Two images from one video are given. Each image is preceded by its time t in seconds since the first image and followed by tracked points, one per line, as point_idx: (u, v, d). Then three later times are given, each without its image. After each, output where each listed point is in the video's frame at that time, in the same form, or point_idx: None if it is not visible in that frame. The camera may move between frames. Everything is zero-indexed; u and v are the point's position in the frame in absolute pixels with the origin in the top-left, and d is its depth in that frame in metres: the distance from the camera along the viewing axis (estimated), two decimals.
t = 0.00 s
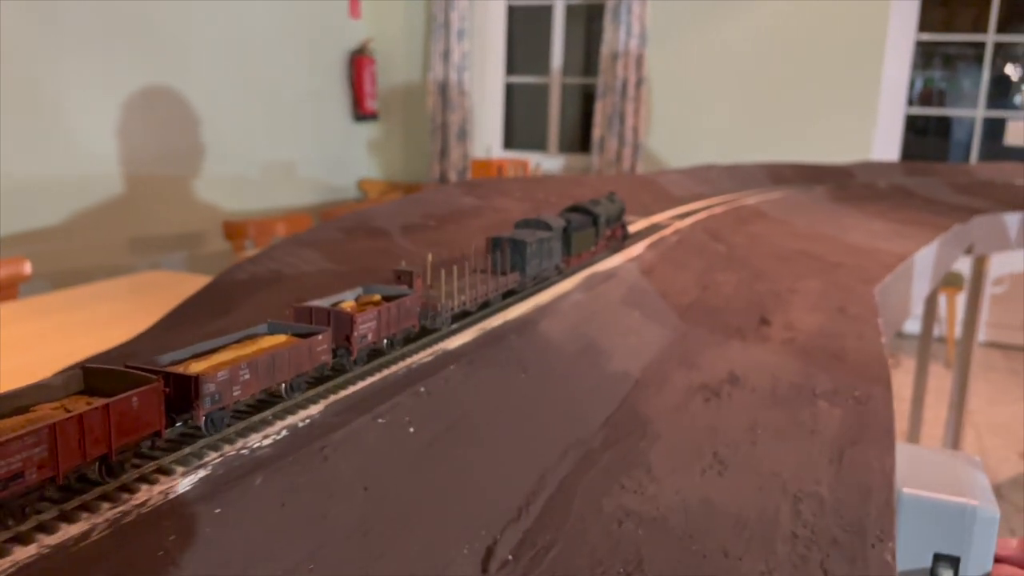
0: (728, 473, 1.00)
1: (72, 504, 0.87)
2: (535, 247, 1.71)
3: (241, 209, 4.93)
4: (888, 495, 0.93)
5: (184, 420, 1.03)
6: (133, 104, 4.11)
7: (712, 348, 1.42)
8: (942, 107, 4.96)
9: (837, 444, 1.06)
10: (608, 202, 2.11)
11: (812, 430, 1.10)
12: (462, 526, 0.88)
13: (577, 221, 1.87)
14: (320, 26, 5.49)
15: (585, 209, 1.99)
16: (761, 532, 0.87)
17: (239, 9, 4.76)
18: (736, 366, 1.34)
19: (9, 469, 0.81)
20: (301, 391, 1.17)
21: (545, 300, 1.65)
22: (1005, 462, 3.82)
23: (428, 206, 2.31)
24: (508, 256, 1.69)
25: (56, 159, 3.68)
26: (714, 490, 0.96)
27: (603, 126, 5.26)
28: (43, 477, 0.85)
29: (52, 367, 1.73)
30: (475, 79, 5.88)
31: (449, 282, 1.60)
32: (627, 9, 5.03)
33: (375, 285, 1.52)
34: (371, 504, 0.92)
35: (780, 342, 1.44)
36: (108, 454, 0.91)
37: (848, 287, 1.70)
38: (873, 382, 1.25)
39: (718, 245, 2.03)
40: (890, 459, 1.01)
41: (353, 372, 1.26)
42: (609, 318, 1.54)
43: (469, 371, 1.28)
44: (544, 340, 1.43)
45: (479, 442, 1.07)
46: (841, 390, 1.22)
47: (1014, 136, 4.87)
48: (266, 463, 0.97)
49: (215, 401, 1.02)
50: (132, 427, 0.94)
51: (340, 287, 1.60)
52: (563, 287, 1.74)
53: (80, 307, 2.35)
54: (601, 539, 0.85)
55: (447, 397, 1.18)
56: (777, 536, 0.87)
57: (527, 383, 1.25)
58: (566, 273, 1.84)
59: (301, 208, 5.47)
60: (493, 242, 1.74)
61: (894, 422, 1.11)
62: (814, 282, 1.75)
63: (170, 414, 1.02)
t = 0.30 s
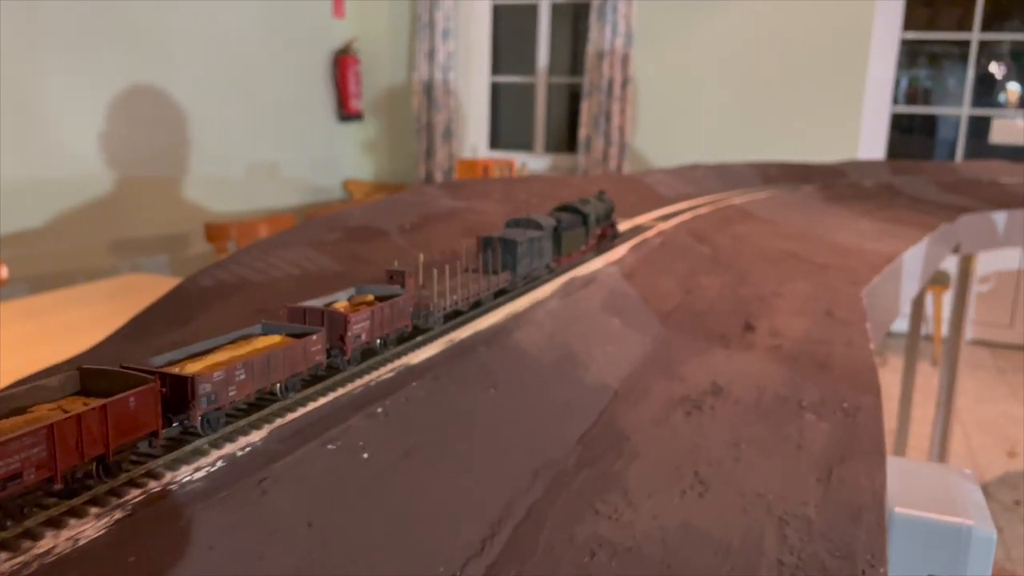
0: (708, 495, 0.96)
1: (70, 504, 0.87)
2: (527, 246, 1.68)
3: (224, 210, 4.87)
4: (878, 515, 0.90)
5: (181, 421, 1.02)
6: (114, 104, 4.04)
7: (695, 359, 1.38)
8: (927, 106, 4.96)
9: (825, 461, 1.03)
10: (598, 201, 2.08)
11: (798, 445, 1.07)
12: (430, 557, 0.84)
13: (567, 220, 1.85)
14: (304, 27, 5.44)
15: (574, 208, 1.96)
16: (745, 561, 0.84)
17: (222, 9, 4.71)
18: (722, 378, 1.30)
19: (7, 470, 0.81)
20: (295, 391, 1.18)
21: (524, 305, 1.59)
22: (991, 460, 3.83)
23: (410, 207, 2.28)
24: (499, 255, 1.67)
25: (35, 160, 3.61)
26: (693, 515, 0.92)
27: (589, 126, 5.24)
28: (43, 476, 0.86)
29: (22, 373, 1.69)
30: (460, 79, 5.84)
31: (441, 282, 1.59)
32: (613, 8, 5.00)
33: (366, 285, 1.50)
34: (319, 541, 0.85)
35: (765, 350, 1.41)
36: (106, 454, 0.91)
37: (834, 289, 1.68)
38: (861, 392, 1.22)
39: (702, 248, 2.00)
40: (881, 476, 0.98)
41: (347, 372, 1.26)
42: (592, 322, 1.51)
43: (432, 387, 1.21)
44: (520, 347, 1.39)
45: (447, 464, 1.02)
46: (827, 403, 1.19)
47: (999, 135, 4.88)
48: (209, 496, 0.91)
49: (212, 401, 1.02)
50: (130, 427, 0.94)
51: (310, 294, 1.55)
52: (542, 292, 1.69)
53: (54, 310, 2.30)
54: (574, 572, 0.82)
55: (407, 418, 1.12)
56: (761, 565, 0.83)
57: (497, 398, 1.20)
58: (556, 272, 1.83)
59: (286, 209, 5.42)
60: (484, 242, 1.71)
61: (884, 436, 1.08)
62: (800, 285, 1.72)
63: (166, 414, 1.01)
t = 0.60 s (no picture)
0: (696, 518, 0.93)
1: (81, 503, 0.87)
2: (523, 244, 1.68)
3: (208, 212, 4.80)
4: (876, 538, 0.88)
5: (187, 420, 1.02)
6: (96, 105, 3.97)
7: (676, 370, 1.34)
8: (912, 104, 4.95)
9: (820, 480, 1.00)
10: (591, 201, 2.05)
11: (790, 463, 1.04)
12: None
13: (561, 220, 1.83)
14: (289, 27, 5.39)
15: (567, 208, 1.94)
16: None
17: (207, 9, 4.66)
18: (711, 390, 1.26)
19: (23, 470, 0.80)
20: (300, 390, 1.16)
21: (504, 314, 1.53)
22: (979, 458, 3.83)
23: (393, 206, 2.23)
24: (496, 255, 1.66)
25: (16, 162, 3.54)
26: (680, 542, 0.89)
27: (576, 125, 5.21)
28: (58, 475, 0.84)
29: None
30: (446, 79, 5.79)
31: (439, 281, 1.58)
32: (599, 8, 4.97)
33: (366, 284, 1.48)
34: None
35: (755, 357, 1.38)
36: (118, 452, 0.90)
37: (824, 292, 1.66)
38: (854, 404, 1.20)
39: (689, 250, 1.97)
40: (878, 496, 0.95)
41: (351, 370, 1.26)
42: (579, 327, 1.48)
43: (401, 407, 1.14)
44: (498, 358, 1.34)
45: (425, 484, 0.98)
46: (820, 417, 1.16)
47: (984, 133, 4.89)
48: (167, 520, 0.86)
49: (219, 400, 1.01)
50: (139, 426, 0.93)
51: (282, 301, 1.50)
52: (523, 297, 1.63)
53: (28, 314, 2.25)
54: None
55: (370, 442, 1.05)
56: None
57: (470, 419, 1.15)
58: (551, 271, 1.81)
59: (270, 210, 5.36)
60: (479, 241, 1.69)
61: (880, 453, 1.06)
62: (790, 288, 1.70)
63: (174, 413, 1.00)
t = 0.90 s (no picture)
0: (699, 547, 0.88)
1: (110, 508, 0.82)
2: (526, 246, 1.66)
3: (191, 216, 4.75)
4: (888, 566, 0.84)
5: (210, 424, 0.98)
6: (78, 108, 3.91)
7: (665, 387, 1.29)
8: (897, 103, 4.96)
9: (827, 502, 0.96)
10: (588, 200, 2.04)
11: (795, 485, 1.00)
12: None
13: (562, 221, 1.82)
14: (273, 27, 5.33)
15: (566, 208, 1.93)
16: None
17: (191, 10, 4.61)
18: (707, 405, 1.22)
19: (56, 475, 0.76)
20: (316, 393, 1.12)
21: (490, 326, 1.42)
22: (968, 456, 3.82)
23: (376, 207, 2.18)
24: (500, 256, 1.63)
25: None
26: None
27: (563, 126, 5.18)
28: (91, 480, 0.80)
29: None
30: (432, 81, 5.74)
31: (444, 282, 1.55)
32: (584, 8, 4.95)
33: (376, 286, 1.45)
34: None
35: (752, 367, 1.36)
36: (148, 456, 0.86)
37: (819, 297, 1.63)
38: (855, 417, 1.17)
39: (680, 253, 1.94)
40: (887, 518, 0.93)
41: (366, 372, 1.21)
42: (573, 332, 1.44)
43: (380, 433, 1.03)
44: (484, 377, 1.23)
45: (409, 506, 0.92)
46: (824, 434, 1.12)
47: (968, 132, 4.90)
48: (124, 567, 0.74)
49: (243, 404, 0.97)
50: (169, 429, 0.89)
51: (256, 314, 1.39)
52: (512, 307, 1.52)
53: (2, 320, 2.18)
54: None
55: (346, 476, 0.93)
56: None
57: (453, 444, 1.05)
58: (554, 271, 1.79)
59: (255, 213, 5.30)
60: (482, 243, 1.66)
61: (887, 470, 1.03)
62: (784, 292, 1.67)
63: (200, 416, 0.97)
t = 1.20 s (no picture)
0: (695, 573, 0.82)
1: (139, 506, 0.83)
2: (522, 246, 1.68)
3: (170, 223, 4.68)
4: None
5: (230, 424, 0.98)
6: (54, 113, 3.83)
7: (651, 400, 1.25)
8: (873, 103, 4.98)
9: (827, 522, 0.91)
10: (579, 201, 2.06)
11: (793, 504, 0.95)
12: None
13: (555, 221, 1.84)
14: (253, 30, 5.27)
15: (559, 209, 1.94)
16: None
17: (170, 14, 4.53)
18: (699, 418, 1.18)
19: (89, 475, 0.76)
20: (329, 392, 1.14)
21: (470, 338, 1.39)
22: (948, 452, 3.84)
23: (355, 202, 2.11)
24: (498, 256, 1.65)
25: None
26: None
27: (544, 128, 5.15)
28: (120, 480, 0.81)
29: None
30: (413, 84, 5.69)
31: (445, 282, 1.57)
32: (566, 9, 4.91)
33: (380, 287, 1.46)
34: None
35: (742, 376, 1.32)
36: (173, 456, 0.87)
37: (805, 300, 1.62)
38: (850, 431, 1.13)
39: (665, 257, 1.92)
40: (891, 538, 0.87)
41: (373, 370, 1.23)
42: (558, 340, 1.41)
43: (349, 461, 0.96)
44: (462, 394, 1.18)
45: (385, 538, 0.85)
46: (819, 448, 1.08)
47: (944, 132, 4.93)
48: None
49: (261, 403, 0.98)
50: (194, 430, 0.89)
51: (217, 333, 1.31)
52: (492, 320, 1.48)
53: None
54: None
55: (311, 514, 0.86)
56: None
57: (430, 472, 0.98)
58: (549, 271, 1.81)
59: (235, 219, 5.23)
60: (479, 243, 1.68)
61: (888, 487, 0.98)
62: (771, 296, 1.66)
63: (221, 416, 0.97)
